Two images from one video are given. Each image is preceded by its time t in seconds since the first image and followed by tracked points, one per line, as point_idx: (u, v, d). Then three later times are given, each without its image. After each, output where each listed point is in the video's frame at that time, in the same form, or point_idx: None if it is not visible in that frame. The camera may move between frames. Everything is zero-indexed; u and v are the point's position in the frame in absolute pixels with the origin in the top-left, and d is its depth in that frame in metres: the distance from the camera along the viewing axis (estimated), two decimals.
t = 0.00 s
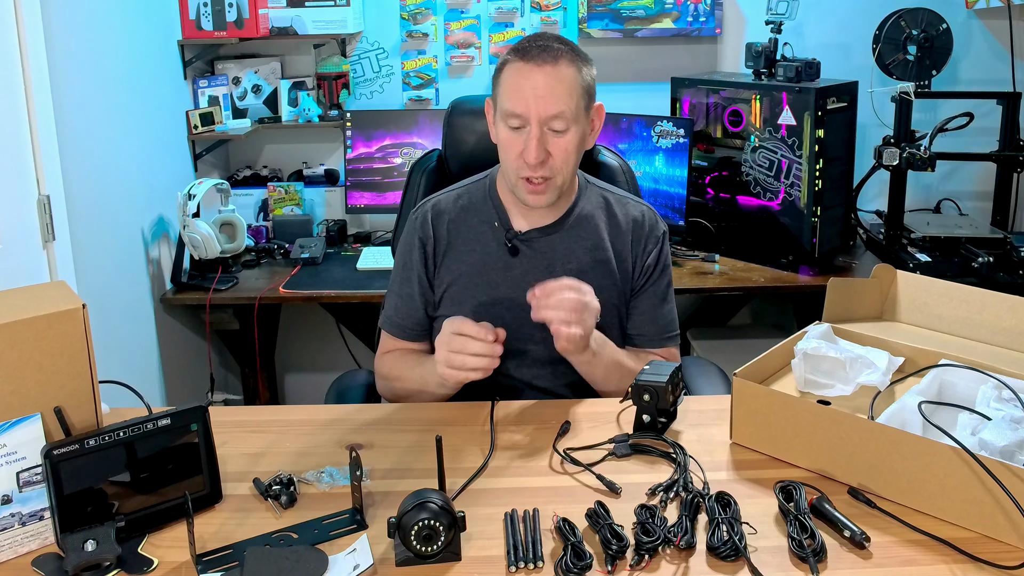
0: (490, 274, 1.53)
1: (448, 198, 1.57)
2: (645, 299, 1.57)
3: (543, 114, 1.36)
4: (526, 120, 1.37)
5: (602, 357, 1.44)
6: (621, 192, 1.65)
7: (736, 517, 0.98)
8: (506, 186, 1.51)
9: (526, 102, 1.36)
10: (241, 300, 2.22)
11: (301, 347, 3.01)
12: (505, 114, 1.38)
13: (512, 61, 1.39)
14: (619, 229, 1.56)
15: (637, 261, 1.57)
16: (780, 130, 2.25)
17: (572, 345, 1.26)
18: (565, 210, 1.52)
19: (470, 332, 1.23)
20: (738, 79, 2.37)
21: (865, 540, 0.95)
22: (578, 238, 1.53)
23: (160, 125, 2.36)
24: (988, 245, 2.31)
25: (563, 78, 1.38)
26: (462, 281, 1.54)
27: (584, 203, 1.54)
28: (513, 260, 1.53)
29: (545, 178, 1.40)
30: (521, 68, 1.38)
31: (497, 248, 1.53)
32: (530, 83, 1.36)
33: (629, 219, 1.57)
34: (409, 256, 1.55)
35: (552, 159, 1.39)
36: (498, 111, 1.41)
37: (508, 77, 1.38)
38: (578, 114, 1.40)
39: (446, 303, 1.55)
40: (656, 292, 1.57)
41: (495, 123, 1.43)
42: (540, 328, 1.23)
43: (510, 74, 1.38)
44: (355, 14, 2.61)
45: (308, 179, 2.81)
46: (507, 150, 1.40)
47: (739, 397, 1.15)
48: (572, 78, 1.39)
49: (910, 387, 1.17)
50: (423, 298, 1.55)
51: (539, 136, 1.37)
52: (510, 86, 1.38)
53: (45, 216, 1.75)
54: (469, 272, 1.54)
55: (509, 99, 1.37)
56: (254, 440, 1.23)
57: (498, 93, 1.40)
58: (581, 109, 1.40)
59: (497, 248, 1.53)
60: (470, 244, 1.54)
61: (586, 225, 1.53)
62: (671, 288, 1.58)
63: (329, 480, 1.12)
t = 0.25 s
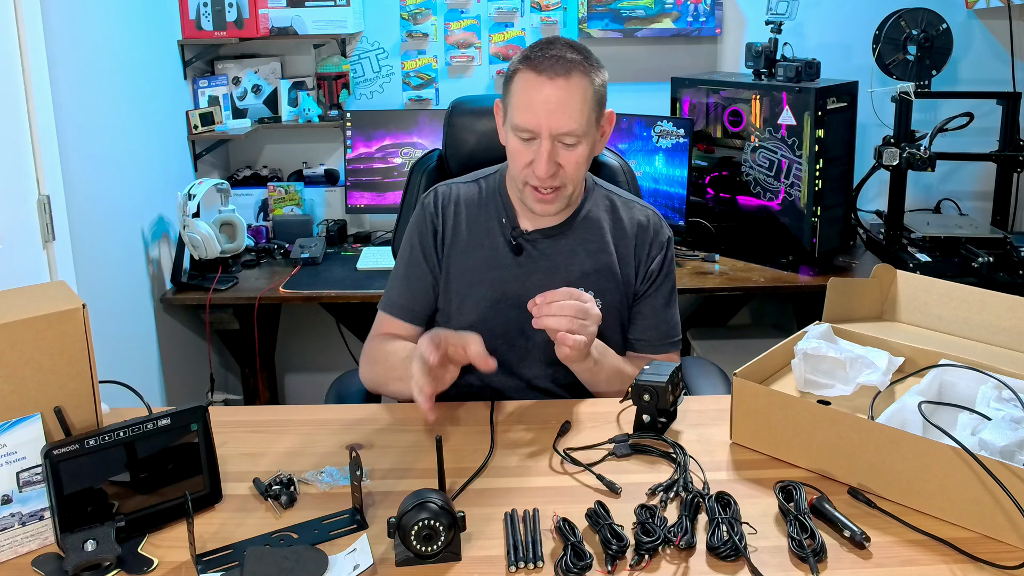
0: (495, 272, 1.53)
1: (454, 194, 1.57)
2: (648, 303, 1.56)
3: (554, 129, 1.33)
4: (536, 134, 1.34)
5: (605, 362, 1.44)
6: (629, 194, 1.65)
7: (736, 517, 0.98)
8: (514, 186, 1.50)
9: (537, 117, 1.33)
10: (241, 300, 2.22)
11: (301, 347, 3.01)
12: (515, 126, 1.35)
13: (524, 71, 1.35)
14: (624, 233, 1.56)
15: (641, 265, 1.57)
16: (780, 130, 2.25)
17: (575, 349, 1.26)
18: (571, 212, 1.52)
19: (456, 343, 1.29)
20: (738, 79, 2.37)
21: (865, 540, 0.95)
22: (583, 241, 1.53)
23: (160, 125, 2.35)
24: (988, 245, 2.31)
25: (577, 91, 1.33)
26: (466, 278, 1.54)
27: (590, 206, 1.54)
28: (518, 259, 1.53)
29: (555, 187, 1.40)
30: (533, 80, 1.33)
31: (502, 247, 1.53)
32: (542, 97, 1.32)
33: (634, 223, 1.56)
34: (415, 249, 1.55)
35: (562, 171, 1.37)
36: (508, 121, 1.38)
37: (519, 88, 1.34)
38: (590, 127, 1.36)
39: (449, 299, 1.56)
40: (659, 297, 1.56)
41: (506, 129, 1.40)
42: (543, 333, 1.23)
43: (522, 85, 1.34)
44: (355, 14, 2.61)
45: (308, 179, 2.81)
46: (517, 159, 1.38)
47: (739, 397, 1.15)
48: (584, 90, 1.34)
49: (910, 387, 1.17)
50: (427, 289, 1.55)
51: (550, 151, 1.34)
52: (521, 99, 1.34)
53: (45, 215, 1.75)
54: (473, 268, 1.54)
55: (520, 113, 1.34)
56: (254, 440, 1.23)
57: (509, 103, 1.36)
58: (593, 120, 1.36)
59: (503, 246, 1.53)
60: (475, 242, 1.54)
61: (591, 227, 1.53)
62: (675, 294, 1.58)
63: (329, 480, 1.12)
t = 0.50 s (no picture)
0: (505, 267, 1.53)
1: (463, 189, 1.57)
2: (653, 302, 1.57)
3: (571, 130, 1.33)
4: (552, 134, 1.35)
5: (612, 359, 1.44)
6: (633, 195, 1.66)
7: (736, 517, 0.98)
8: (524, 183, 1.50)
9: (553, 117, 1.33)
10: (241, 300, 2.22)
11: (301, 346, 3.01)
12: (531, 126, 1.35)
13: (542, 71, 1.34)
14: (630, 232, 1.57)
15: (648, 264, 1.57)
16: (780, 129, 2.25)
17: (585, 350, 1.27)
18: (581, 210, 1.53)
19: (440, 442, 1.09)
20: (738, 79, 2.37)
21: (865, 540, 0.95)
22: (592, 239, 1.54)
23: (160, 125, 2.36)
24: (988, 245, 2.31)
25: (594, 91, 1.33)
26: (475, 273, 1.54)
27: (598, 204, 1.55)
28: (528, 255, 1.54)
29: (568, 187, 1.41)
30: (549, 80, 1.33)
31: (511, 243, 1.54)
32: (558, 98, 1.32)
33: (640, 222, 1.58)
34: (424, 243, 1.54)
35: (577, 172, 1.38)
36: (524, 121, 1.38)
37: (535, 88, 1.34)
38: (605, 128, 1.36)
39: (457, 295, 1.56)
40: (664, 296, 1.57)
41: (521, 129, 1.40)
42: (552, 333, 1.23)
43: (537, 85, 1.34)
44: (355, 14, 2.61)
45: (308, 179, 2.81)
46: (532, 158, 1.39)
47: (739, 397, 1.15)
48: (602, 92, 1.34)
49: (910, 387, 1.17)
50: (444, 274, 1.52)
51: (566, 152, 1.35)
52: (538, 100, 1.34)
53: (45, 216, 1.75)
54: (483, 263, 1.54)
55: (536, 113, 1.34)
56: (254, 440, 1.23)
57: (525, 103, 1.37)
58: (608, 121, 1.37)
59: (513, 242, 1.54)
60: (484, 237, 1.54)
61: (600, 225, 1.54)
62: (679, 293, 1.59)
63: (329, 480, 1.12)
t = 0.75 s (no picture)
0: (515, 266, 1.53)
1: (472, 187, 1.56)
2: (660, 300, 1.58)
3: (584, 129, 1.33)
4: (565, 132, 1.35)
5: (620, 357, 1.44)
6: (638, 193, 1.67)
7: (736, 517, 0.98)
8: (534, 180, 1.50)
9: (566, 115, 1.33)
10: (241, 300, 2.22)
11: (301, 347, 3.01)
12: (544, 123, 1.35)
13: (557, 70, 1.34)
14: (639, 230, 1.57)
15: (656, 261, 1.58)
16: (780, 129, 2.25)
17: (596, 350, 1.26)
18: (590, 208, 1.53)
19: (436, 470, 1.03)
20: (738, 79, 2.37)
21: (865, 540, 0.95)
22: (601, 237, 1.54)
23: (160, 124, 2.36)
24: (988, 245, 2.31)
25: (608, 89, 1.33)
26: (485, 272, 1.53)
27: (606, 203, 1.55)
28: (539, 253, 1.53)
29: (579, 186, 1.40)
30: (563, 78, 1.33)
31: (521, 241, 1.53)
32: (572, 95, 1.32)
33: (648, 220, 1.58)
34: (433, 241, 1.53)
35: (588, 172, 1.38)
36: (536, 118, 1.38)
37: (548, 86, 1.34)
38: (617, 127, 1.36)
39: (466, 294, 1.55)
40: (673, 293, 1.58)
41: (533, 127, 1.40)
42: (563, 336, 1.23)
43: (551, 83, 1.34)
44: (355, 14, 2.61)
45: (308, 179, 2.81)
46: (543, 156, 1.39)
47: (739, 398, 1.15)
48: (615, 91, 1.34)
49: (910, 387, 1.17)
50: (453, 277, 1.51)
51: (578, 150, 1.35)
52: (552, 97, 1.34)
53: (45, 216, 1.75)
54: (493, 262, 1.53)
55: (550, 111, 1.34)
56: (254, 440, 1.23)
57: (538, 101, 1.37)
58: (620, 121, 1.37)
59: (522, 240, 1.53)
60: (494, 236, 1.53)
61: (609, 223, 1.54)
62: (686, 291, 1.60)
63: (329, 480, 1.12)
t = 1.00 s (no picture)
0: (517, 265, 1.53)
1: (474, 187, 1.57)
2: (663, 299, 1.58)
3: (592, 120, 1.35)
4: (573, 124, 1.36)
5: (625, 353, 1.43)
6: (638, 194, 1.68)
7: (736, 517, 0.98)
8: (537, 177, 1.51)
9: (575, 106, 1.35)
10: (241, 300, 2.22)
11: (301, 347, 3.01)
12: (553, 115, 1.37)
13: (566, 63, 1.37)
14: (641, 230, 1.58)
15: (659, 259, 1.58)
16: (780, 129, 2.25)
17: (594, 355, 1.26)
18: (592, 207, 1.53)
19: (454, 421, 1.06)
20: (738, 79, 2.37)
21: (865, 540, 0.95)
22: (603, 236, 1.54)
23: (160, 124, 2.36)
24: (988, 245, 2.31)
25: (615, 82, 1.35)
26: (487, 271, 1.53)
27: (608, 202, 1.56)
28: (541, 252, 1.53)
29: (585, 180, 1.41)
30: (572, 71, 1.36)
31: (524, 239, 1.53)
32: (581, 87, 1.34)
33: (650, 219, 1.59)
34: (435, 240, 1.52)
35: (594, 165, 1.39)
36: (544, 111, 1.40)
37: (557, 79, 1.37)
38: (624, 121, 1.38)
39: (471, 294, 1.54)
40: (676, 293, 1.58)
41: (540, 120, 1.42)
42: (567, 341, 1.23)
43: (560, 76, 1.36)
44: (355, 14, 2.61)
45: (308, 179, 2.80)
46: (550, 149, 1.40)
47: (740, 397, 1.15)
48: (623, 85, 1.37)
49: (910, 387, 1.17)
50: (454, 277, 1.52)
51: (586, 141, 1.36)
52: (560, 89, 1.36)
53: (45, 216, 1.75)
54: (495, 261, 1.53)
55: (558, 103, 1.36)
56: (254, 440, 1.23)
57: (547, 94, 1.39)
58: (626, 115, 1.39)
59: (525, 240, 1.53)
60: (498, 236, 1.54)
61: (611, 222, 1.55)
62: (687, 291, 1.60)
63: (329, 480, 1.12)
